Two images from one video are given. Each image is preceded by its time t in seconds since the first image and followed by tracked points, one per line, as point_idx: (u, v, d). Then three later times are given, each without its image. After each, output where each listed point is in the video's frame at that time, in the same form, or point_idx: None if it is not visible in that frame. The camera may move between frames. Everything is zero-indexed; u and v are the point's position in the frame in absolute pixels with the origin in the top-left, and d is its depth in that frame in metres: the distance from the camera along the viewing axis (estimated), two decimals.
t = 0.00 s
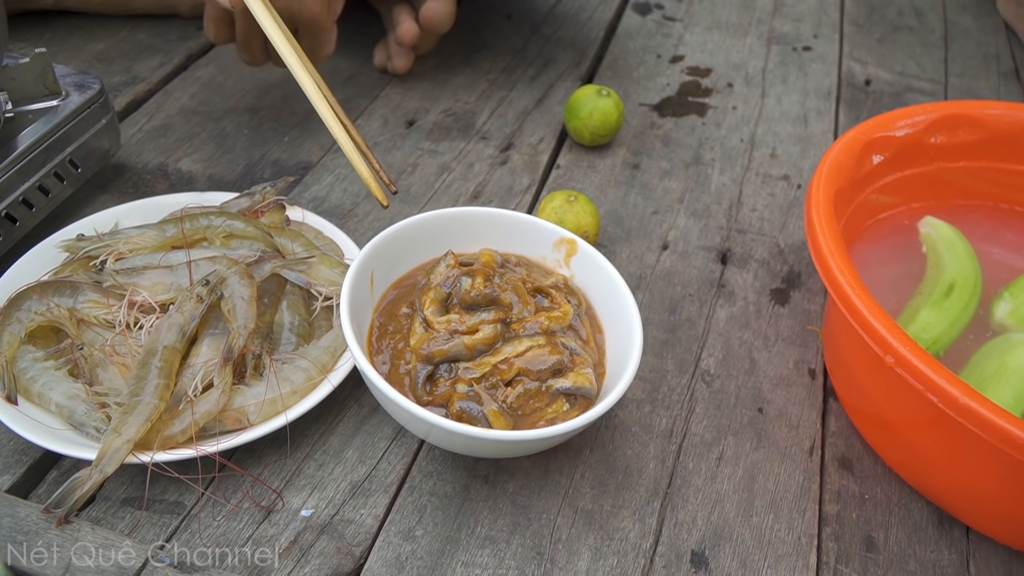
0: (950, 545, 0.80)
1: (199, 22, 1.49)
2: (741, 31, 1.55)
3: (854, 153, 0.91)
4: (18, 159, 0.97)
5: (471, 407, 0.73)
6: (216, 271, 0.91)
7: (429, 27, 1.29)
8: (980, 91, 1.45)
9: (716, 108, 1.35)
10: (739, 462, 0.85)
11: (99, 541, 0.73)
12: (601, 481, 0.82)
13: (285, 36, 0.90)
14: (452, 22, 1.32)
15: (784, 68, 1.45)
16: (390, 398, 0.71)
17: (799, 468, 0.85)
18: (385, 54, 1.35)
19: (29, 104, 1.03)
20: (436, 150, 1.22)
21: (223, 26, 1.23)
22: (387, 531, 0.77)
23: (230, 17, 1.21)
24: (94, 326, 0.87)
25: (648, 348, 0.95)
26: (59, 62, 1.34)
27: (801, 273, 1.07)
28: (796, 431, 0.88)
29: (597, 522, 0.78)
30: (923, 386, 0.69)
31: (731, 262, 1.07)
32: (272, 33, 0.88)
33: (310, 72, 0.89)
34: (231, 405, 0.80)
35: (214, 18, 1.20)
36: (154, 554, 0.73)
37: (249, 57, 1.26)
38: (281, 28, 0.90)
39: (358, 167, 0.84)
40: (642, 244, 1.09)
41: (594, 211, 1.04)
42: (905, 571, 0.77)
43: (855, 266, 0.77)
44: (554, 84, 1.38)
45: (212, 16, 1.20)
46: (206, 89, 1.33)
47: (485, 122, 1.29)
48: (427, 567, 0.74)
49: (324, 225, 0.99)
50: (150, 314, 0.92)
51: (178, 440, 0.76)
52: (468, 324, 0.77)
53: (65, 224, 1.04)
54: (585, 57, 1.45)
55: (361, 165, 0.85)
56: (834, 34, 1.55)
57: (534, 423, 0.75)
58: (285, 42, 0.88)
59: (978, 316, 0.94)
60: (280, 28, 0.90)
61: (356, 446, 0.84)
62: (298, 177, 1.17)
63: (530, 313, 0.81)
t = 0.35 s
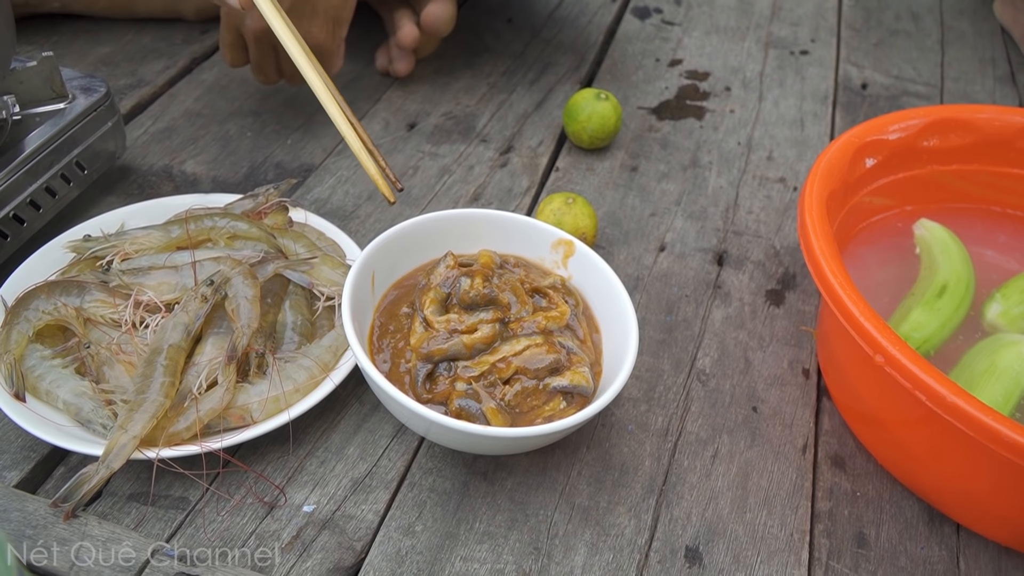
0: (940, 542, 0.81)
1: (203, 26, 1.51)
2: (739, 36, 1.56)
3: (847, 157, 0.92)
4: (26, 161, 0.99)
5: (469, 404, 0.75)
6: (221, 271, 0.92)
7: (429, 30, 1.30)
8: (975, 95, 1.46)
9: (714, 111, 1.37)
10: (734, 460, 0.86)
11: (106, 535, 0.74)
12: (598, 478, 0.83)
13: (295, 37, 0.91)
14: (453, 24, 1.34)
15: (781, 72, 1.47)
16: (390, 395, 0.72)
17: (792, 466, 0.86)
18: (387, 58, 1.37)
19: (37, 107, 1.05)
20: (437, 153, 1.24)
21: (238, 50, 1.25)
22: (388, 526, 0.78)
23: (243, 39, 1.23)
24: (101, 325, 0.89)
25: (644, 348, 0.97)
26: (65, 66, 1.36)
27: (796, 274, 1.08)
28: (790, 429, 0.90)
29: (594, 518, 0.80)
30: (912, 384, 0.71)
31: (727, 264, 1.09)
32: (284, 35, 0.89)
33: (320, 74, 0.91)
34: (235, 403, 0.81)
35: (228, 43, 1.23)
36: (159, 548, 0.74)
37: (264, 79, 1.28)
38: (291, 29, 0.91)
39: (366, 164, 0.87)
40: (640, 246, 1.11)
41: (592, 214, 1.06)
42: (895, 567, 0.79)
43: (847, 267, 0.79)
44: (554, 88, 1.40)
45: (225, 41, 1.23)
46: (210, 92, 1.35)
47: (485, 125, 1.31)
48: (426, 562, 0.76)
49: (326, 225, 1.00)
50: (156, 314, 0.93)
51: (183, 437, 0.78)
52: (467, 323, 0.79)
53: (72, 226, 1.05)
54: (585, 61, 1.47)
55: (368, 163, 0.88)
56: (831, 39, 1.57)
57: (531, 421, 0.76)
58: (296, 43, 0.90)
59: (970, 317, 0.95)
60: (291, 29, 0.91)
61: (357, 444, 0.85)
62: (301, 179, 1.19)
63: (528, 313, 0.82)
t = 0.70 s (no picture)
0: (937, 545, 0.82)
1: (208, 34, 1.52)
2: (739, 42, 1.57)
3: (844, 165, 0.93)
4: (33, 169, 1.00)
5: (470, 409, 0.76)
6: (225, 278, 0.94)
7: (432, 38, 1.32)
8: (974, 101, 1.47)
9: (714, 118, 1.38)
10: (732, 464, 0.87)
11: (112, 538, 0.76)
12: (597, 482, 0.84)
13: (295, 60, 0.91)
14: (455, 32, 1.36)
15: (781, 78, 1.48)
16: (391, 400, 0.73)
17: (789, 470, 0.87)
18: (389, 66, 1.38)
19: (44, 115, 1.06)
20: (439, 160, 1.25)
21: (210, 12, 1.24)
22: (389, 530, 0.79)
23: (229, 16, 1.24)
24: (107, 331, 0.90)
25: (644, 353, 0.98)
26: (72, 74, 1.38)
27: (795, 280, 1.09)
28: (787, 434, 0.91)
29: (593, 522, 0.81)
30: (906, 390, 0.72)
31: (726, 270, 1.10)
32: (282, 58, 0.90)
33: (321, 96, 0.91)
34: (238, 408, 0.82)
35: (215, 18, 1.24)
36: (164, 551, 0.76)
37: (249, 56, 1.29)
38: (290, 52, 0.91)
39: (365, 185, 0.87)
40: (640, 252, 1.12)
41: (592, 220, 1.07)
42: (892, 571, 0.80)
43: (843, 274, 0.80)
44: (555, 95, 1.41)
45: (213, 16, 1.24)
46: (214, 99, 1.36)
47: (487, 132, 1.32)
48: (427, 565, 0.77)
49: (328, 232, 1.02)
50: (161, 320, 0.94)
51: (188, 441, 0.79)
52: (468, 329, 0.80)
53: (79, 232, 1.07)
54: (586, 68, 1.48)
55: (368, 185, 0.88)
56: (830, 45, 1.58)
57: (531, 426, 0.77)
58: (296, 68, 0.90)
59: (967, 322, 0.96)
60: (289, 52, 0.91)
61: (359, 448, 0.86)
62: (304, 187, 1.20)
63: (528, 319, 0.83)
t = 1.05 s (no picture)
0: (917, 545, 0.86)
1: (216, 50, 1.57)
2: (733, 56, 1.61)
3: (828, 178, 0.97)
4: (49, 185, 1.04)
5: (467, 415, 0.80)
6: (234, 289, 0.98)
7: (434, 56, 1.36)
8: (963, 113, 1.50)
9: (708, 131, 1.42)
10: (720, 467, 0.91)
11: (126, 537, 0.79)
12: (590, 485, 0.88)
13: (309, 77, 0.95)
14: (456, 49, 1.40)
15: (773, 92, 1.51)
16: (392, 406, 0.77)
17: (775, 473, 0.90)
18: (392, 81, 1.43)
19: (59, 132, 1.10)
20: (440, 173, 1.29)
21: (233, 69, 1.28)
22: (391, 530, 0.83)
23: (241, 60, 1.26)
24: (121, 340, 0.94)
25: (637, 361, 1.02)
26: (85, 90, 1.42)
27: (784, 290, 1.13)
28: (773, 438, 0.94)
29: (586, 523, 0.85)
30: (882, 396, 0.75)
31: (718, 279, 1.14)
32: (299, 76, 0.93)
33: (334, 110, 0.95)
34: (247, 413, 0.86)
35: (225, 63, 1.26)
36: (176, 549, 0.79)
37: (258, 100, 1.32)
38: (305, 69, 0.94)
39: (377, 195, 0.91)
40: (634, 262, 1.15)
41: (587, 232, 1.11)
42: (873, 569, 0.83)
43: (824, 284, 0.83)
44: (553, 109, 1.45)
45: (223, 61, 1.26)
46: (223, 115, 1.40)
47: (487, 146, 1.36)
48: (426, 564, 0.80)
49: (333, 244, 1.06)
50: (172, 329, 0.99)
51: (199, 446, 0.83)
52: (465, 338, 0.84)
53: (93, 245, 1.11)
54: (583, 83, 1.52)
55: (380, 194, 0.92)
56: (822, 59, 1.61)
57: (526, 430, 0.81)
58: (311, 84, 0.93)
59: (948, 329, 1.00)
60: (305, 69, 0.94)
61: (362, 452, 0.90)
62: (310, 200, 1.24)
63: (524, 328, 0.87)
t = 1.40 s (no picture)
0: (878, 560, 0.93)
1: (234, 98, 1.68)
2: (719, 104, 1.72)
3: (796, 223, 1.06)
4: (84, 227, 1.14)
5: (466, 437, 0.88)
6: (254, 322, 1.06)
7: (436, 108, 1.46)
8: (933, 159, 1.60)
9: (693, 176, 1.52)
10: (697, 488, 0.99)
11: (156, 548, 0.88)
12: (578, 503, 0.96)
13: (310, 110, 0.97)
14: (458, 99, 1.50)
15: (755, 139, 1.62)
16: (398, 429, 0.86)
17: (748, 493, 0.99)
18: (399, 129, 1.53)
19: (93, 178, 1.20)
20: (443, 215, 1.39)
21: (248, 116, 1.39)
22: (395, 543, 0.91)
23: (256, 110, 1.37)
24: (151, 369, 1.03)
25: (623, 390, 1.10)
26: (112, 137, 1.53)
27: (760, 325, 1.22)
28: (747, 462, 1.02)
29: (574, 538, 0.93)
30: (838, 420, 0.84)
31: (699, 315, 1.23)
32: (309, 127, 0.94)
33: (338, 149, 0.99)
34: (265, 435, 0.94)
35: (242, 111, 1.37)
36: (201, 559, 0.88)
37: (268, 151, 1.42)
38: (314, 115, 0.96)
39: (378, 233, 0.98)
40: (621, 299, 1.24)
41: (578, 270, 1.20)
42: None
43: (789, 319, 0.92)
44: (548, 155, 1.55)
45: (239, 109, 1.37)
46: (241, 160, 1.51)
47: (486, 190, 1.46)
48: (428, 574, 0.88)
49: (344, 282, 1.16)
50: (198, 359, 1.07)
51: (222, 465, 0.91)
52: (464, 368, 0.93)
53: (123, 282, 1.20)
54: (577, 130, 1.62)
55: (381, 232, 0.99)
56: (802, 107, 1.72)
57: (518, 452, 0.89)
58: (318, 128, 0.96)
59: (909, 361, 1.08)
60: (315, 118, 0.96)
61: (370, 472, 0.99)
62: (321, 241, 1.33)
63: (517, 359, 0.96)
